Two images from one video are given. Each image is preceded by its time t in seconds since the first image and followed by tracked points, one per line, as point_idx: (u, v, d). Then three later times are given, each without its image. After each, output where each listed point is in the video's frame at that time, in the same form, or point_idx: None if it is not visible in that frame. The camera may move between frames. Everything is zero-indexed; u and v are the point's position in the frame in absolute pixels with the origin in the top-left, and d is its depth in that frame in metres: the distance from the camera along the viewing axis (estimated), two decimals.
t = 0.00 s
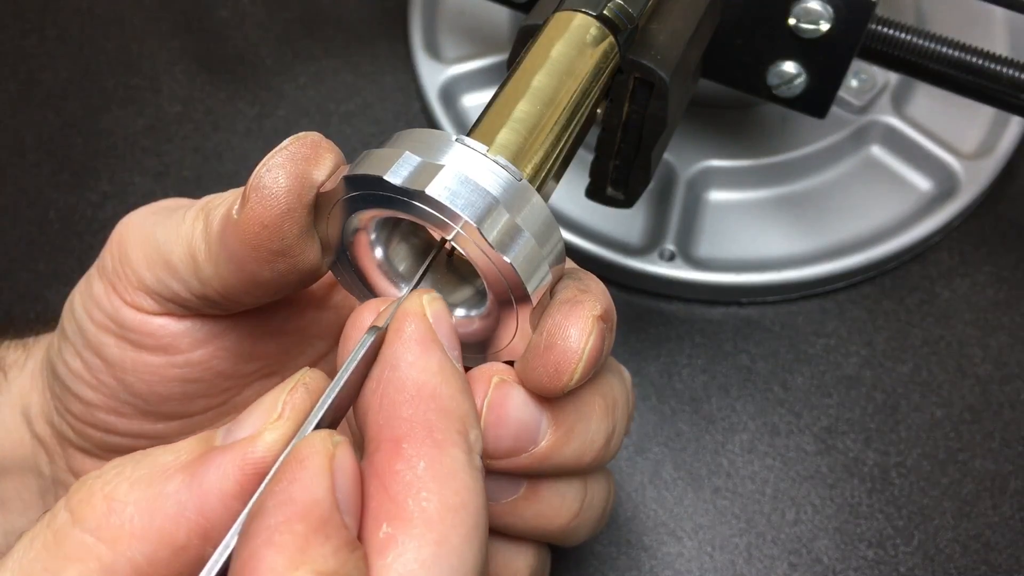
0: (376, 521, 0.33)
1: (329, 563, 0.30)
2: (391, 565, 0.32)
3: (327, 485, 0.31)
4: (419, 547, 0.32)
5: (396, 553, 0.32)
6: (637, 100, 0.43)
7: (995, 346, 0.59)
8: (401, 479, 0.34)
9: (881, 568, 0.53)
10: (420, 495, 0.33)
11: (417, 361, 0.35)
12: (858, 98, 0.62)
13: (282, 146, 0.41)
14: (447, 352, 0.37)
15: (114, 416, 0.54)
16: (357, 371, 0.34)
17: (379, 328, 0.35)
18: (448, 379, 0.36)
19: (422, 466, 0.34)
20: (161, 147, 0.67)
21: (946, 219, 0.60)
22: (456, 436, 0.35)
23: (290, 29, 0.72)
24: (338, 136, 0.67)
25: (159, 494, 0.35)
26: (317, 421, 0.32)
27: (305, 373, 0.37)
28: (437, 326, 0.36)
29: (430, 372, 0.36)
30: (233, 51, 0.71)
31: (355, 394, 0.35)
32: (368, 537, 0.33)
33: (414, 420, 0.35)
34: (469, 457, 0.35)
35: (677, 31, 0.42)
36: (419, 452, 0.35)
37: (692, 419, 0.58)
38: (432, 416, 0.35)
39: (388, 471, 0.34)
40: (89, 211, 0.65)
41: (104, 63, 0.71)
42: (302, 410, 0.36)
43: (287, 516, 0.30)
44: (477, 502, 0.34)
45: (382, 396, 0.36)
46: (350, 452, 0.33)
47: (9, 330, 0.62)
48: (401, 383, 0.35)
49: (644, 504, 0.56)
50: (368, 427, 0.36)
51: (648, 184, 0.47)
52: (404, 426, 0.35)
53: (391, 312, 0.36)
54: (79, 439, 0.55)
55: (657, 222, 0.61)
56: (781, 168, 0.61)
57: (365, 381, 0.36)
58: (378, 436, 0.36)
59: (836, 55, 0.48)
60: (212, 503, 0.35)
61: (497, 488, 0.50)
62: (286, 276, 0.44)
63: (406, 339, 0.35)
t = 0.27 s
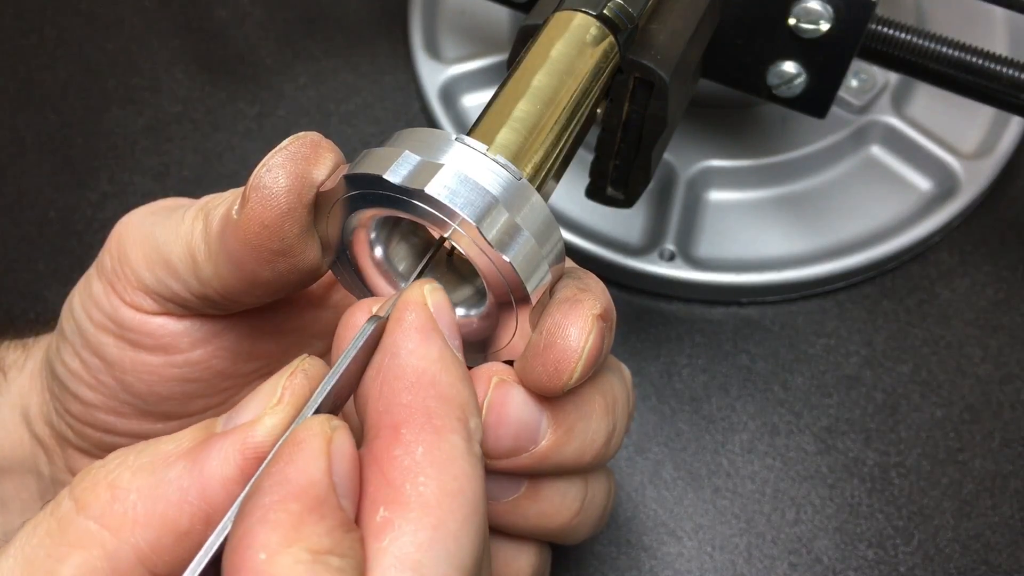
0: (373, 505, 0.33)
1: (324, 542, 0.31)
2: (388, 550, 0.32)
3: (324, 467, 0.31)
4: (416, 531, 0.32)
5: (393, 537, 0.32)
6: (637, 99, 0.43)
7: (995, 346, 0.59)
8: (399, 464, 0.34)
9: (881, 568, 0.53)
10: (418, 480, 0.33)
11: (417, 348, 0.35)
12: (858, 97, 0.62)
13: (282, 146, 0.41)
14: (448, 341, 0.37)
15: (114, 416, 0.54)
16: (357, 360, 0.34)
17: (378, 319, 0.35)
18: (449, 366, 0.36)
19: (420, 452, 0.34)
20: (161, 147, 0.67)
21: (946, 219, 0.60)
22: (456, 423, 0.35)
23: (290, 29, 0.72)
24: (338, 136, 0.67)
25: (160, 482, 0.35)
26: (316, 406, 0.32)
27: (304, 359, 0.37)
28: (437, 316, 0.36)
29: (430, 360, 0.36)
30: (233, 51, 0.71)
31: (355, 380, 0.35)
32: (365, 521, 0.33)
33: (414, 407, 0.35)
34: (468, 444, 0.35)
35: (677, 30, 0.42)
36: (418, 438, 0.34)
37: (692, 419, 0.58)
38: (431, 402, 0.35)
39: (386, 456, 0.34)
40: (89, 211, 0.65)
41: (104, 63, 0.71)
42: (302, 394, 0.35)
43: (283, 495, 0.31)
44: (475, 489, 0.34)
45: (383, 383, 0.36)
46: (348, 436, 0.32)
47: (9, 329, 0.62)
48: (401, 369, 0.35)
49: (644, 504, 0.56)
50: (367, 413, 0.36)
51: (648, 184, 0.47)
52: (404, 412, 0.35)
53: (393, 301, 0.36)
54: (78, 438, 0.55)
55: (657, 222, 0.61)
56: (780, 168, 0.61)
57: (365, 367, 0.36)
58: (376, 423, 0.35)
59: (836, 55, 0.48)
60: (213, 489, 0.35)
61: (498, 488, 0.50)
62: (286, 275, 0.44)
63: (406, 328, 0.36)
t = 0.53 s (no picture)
0: (376, 509, 0.33)
1: (326, 547, 0.31)
2: (390, 554, 0.32)
3: (326, 472, 0.31)
4: (417, 536, 0.32)
5: (396, 541, 0.32)
6: (637, 99, 0.43)
7: (995, 346, 0.59)
8: (402, 468, 0.34)
9: (881, 568, 0.53)
10: (420, 484, 0.33)
11: (419, 351, 0.35)
12: (858, 98, 0.62)
13: (282, 146, 0.41)
14: (449, 343, 0.37)
15: (113, 416, 0.54)
16: (359, 362, 0.34)
17: (381, 320, 0.35)
18: (450, 369, 0.36)
19: (422, 456, 0.34)
20: (160, 147, 0.67)
21: (946, 219, 0.60)
22: (457, 425, 0.35)
23: (290, 29, 0.72)
24: (338, 136, 0.67)
25: (163, 487, 0.35)
26: (318, 410, 0.32)
27: (305, 363, 0.37)
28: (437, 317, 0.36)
29: (432, 362, 0.36)
30: (233, 51, 0.71)
31: (357, 383, 0.35)
32: (368, 525, 0.33)
33: (416, 409, 0.35)
34: (470, 446, 0.35)
35: (677, 31, 0.42)
36: (420, 442, 0.35)
37: (692, 419, 0.58)
38: (433, 406, 0.35)
39: (389, 459, 0.34)
40: (89, 211, 0.65)
41: (104, 63, 0.71)
42: (303, 400, 0.35)
43: (285, 500, 0.31)
44: (477, 492, 0.34)
45: (385, 385, 0.36)
46: (351, 440, 0.32)
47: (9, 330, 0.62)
48: (403, 372, 0.35)
49: (644, 504, 0.56)
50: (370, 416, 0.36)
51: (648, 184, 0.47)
52: (405, 415, 0.35)
53: (394, 303, 0.36)
54: (77, 440, 0.55)
55: (657, 223, 0.61)
56: (781, 168, 0.61)
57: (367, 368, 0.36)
58: (379, 425, 0.36)
59: (836, 55, 0.48)
60: (217, 494, 0.35)
61: (499, 490, 0.50)
62: (286, 275, 0.44)
63: (407, 330, 0.35)
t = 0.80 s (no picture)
0: (370, 529, 0.33)
1: None
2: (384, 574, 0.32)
3: (314, 500, 0.32)
4: (411, 556, 0.32)
5: (389, 562, 0.32)
6: (637, 99, 0.43)
7: (995, 346, 0.59)
8: (396, 488, 0.34)
9: (881, 568, 0.53)
10: (414, 503, 0.33)
11: (412, 368, 0.35)
12: (857, 98, 0.62)
13: (282, 145, 0.42)
14: (439, 357, 0.36)
15: (113, 416, 0.54)
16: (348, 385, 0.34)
17: (369, 340, 0.35)
18: (442, 387, 0.36)
19: (416, 475, 0.34)
20: (161, 147, 0.67)
21: (946, 219, 0.60)
22: (452, 444, 0.35)
23: (290, 29, 0.72)
24: (338, 136, 0.67)
25: (144, 515, 0.35)
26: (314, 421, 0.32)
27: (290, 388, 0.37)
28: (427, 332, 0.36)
29: (424, 380, 0.36)
30: (233, 52, 0.71)
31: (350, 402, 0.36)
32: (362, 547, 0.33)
33: (409, 428, 0.35)
34: (465, 464, 0.35)
35: (677, 31, 0.43)
36: (414, 461, 0.35)
37: (691, 418, 0.58)
38: (427, 424, 0.35)
39: (383, 479, 0.34)
40: (89, 211, 0.65)
41: (104, 63, 0.71)
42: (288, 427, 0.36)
43: (274, 532, 0.31)
44: (472, 511, 0.34)
45: (378, 405, 0.36)
46: (337, 465, 0.33)
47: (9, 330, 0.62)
48: (396, 391, 0.35)
49: (644, 504, 0.56)
50: (365, 435, 0.36)
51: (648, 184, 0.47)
52: (399, 434, 0.35)
53: (383, 321, 0.36)
54: (76, 441, 0.55)
55: (657, 223, 0.61)
56: (781, 168, 0.61)
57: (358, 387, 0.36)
58: (374, 444, 0.36)
59: (836, 56, 0.48)
60: (199, 523, 0.35)
61: (498, 491, 0.50)
62: (286, 274, 0.44)
63: (398, 347, 0.35)
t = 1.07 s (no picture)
0: (375, 535, 0.33)
1: None
2: None
3: (315, 517, 0.32)
4: (414, 563, 0.32)
5: (394, 568, 0.32)
6: (637, 99, 0.43)
7: (995, 346, 0.59)
8: (400, 493, 0.34)
9: (881, 568, 0.53)
10: (418, 510, 0.33)
11: (415, 373, 0.35)
12: (858, 98, 0.62)
13: (282, 145, 0.42)
14: (443, 361, 0.37)
15: (112, 416, 0.53)
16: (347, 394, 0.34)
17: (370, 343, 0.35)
18: (445, 389, 0.36)
19: (421, 480, 0.34)
20: (160, 147, 0.67)
21: (947, 219, 0.60)
22: (455, 448, 0.35)
23: (290, 28, 0.72)
24: (338, 136, 0.67)
25: (142, 523, 0.36)
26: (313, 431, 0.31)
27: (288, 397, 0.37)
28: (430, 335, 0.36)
29: (427, 383, 0.36)
30: (232, 52, 0.71)
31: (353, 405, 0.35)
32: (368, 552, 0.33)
33: (413, 433, 0.35)
34: (468, 468, 0.35)
35: (677, 31, 0.42)
36: (418, 466, 0.35)
37: (691, 419, 0.58)
38: (431, 428, 0.35)
39: (388, 484, 0.34)
40: (89, 211, 0.65)
41: (103, 63, 0.71)
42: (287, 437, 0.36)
43: (279, 549, 0.31)
44: (475, 516, 0.35)
45: (380, 408, 0.36)
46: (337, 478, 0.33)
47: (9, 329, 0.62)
48: (399, 395, 0.35)
49: (644, 504, 0.56)
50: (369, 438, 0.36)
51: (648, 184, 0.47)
52: (402, 438, 0.35)
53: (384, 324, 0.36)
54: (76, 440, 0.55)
55: (657, 223, 0.61)
56: (781, 168, 0.61)
57: (359, 390, 0.36)
58: (377, 447, 0.36)
59: (836, 56, 0.48)
60: (198, 531, 0.35)
61: (496, 491, 0.50)
62: (285, 274, 0.44)
63: (401, 352, 0.35)
